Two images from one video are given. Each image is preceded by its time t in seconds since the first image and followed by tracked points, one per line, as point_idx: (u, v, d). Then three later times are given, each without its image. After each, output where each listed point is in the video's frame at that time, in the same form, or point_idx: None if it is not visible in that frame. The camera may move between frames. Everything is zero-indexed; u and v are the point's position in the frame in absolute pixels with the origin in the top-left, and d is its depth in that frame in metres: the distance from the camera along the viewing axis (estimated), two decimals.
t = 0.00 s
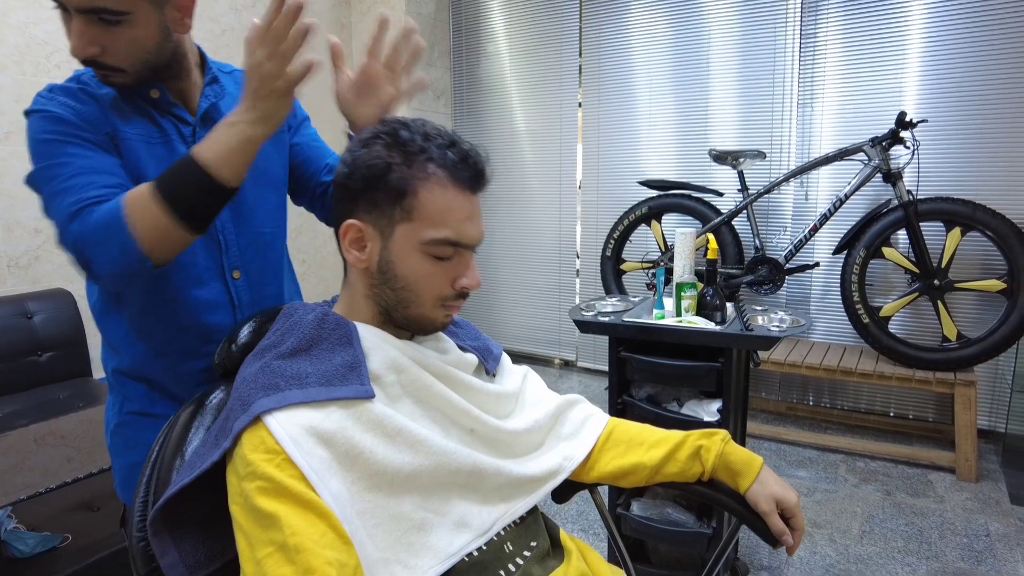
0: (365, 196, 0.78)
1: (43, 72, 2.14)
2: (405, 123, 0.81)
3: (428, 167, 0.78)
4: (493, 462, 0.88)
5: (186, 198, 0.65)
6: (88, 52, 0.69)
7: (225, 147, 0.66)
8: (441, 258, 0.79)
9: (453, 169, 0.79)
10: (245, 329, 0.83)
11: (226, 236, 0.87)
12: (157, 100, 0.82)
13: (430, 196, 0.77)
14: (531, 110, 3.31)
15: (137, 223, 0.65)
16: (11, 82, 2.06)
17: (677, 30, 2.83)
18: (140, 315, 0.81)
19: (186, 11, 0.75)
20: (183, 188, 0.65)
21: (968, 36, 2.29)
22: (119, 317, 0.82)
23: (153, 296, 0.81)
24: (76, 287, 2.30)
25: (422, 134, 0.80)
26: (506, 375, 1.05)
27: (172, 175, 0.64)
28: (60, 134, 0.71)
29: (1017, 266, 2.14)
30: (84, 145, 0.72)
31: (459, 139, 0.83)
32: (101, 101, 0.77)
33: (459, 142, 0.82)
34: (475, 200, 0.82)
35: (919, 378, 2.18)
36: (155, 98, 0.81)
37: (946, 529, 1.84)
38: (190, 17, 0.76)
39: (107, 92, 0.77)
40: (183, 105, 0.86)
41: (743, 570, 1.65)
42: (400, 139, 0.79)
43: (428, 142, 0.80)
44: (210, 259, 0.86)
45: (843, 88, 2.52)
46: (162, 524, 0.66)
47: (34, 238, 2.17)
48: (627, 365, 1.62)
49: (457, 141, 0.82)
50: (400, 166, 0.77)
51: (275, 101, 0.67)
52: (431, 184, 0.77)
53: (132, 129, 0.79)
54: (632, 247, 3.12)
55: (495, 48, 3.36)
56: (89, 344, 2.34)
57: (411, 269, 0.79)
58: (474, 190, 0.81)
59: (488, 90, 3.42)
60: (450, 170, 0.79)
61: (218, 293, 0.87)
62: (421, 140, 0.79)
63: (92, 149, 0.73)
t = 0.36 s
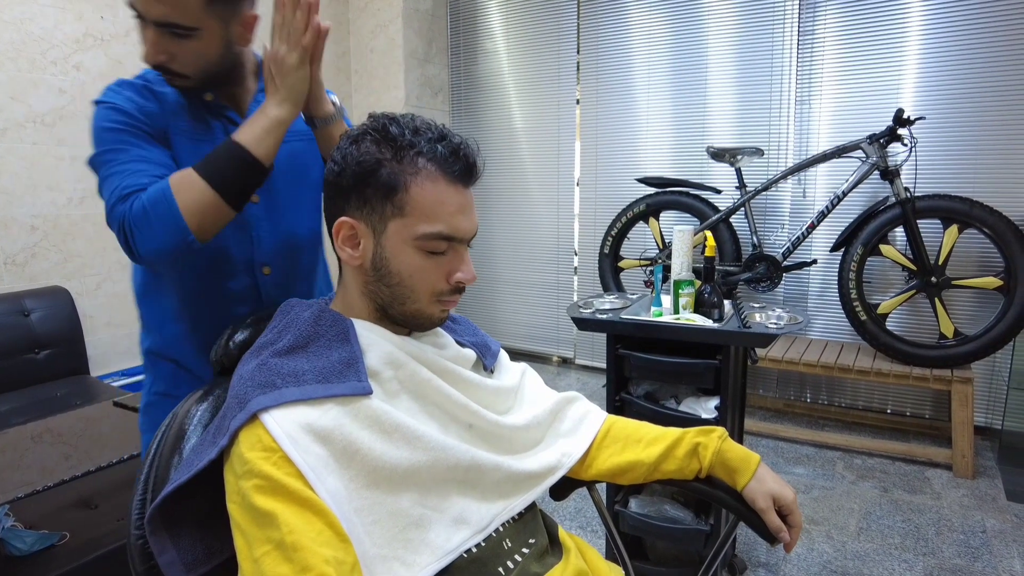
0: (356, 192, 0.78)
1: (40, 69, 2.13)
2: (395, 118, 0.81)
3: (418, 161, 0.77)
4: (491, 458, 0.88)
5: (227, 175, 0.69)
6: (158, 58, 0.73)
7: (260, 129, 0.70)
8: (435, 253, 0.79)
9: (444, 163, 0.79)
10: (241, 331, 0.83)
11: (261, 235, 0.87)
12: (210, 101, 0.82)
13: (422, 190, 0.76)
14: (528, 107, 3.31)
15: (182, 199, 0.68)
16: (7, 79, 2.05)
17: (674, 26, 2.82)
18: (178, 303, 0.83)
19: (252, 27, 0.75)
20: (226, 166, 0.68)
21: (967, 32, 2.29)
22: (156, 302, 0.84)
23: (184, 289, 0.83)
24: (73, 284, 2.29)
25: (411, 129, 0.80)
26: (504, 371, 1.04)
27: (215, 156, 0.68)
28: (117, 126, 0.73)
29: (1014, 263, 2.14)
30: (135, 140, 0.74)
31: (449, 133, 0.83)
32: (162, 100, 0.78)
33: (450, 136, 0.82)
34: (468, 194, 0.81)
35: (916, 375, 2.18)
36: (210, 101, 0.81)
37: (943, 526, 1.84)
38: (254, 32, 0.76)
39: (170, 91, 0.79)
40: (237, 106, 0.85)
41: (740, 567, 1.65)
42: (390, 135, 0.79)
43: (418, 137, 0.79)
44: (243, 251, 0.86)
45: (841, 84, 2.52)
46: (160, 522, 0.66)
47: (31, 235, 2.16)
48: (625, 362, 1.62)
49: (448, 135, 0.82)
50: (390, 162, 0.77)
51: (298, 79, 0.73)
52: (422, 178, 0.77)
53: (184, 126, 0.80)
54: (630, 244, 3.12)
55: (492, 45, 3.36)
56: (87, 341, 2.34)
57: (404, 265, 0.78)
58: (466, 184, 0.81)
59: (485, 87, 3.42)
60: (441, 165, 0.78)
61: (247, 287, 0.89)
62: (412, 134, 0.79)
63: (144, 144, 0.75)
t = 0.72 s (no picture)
0: (360, 193, 0.77)
1: (37, 68, 2.12)
2: (401, 120, 0.80)
3: (423, 164, 0.77)
4: (490, 457, 0.88)
5: (245, 213, 0.77)
6: (214, 63, 0.81)
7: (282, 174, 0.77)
8: (437, 255, 0.79)
9: (449, 167, 0.79)
10: (238, 330, 0.83)
11: (289, 236, 0.97)
12: (259, 108, 0.92)
13: (426, 194, 0.76)
14: (526, 107, 3.31)
15: (203, 224, 0.78)
16: (4, 79, 2.05)
17: (672, 26, 2.83)
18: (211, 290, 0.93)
19: (301, 39, 0.83)
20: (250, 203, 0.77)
21: (964, 33, 2.29)
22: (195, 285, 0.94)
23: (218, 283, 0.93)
24: (71, 284, 2.29)
25: (416, 131, 0.80)
26: (503, 370, 1.04)
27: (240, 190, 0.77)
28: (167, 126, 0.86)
29: (1011, 263, 2.15)
30: (182, 142, 0.86)
31: (455, 136, 0.83)
32: (213, 102, 0.90)
33: (455, 139, 0.81)
34: (471, 198, 0.81)
35: (914, 374, 2.18)
36: (258, 105, 0.91)
37: (940, 525, 1.85)
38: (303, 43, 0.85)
39: (222, 94, 0.90)
40: (282, 112, 0.95)
41: (738, 566, 1.66)
42: (395, 137, 0.78)
43: (423, 139, 0.79)
44: (272, 250, 0.96)
45: (839, 84, 2.53)
46: (158, 523, 0.66)
47: (27, 235, 2.16)
48: (623, 362, 1.62)
49: (453, 138, 0.82)
50: (395, 164, 0.76)
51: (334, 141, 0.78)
52: (427, 181, 0.77)
53: (227, 130, 0.90)
54: (628, 244, 3.12)
55: (490, 45, 3.36)
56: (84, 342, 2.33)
57: (407, 268, 0.78)
58: (470, 187, 0.81)
59: (483, 87, 3.42)
60: (446, 169, 0.78)
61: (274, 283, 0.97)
62: (417, 137, 0.79)
63: (187, 144, 0.87)
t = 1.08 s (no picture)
0: (360, 195, 0.77)
1: (34, 68, 2.12)
2: (404, 123, 0.80)
3: (425, 169, 0.77)
4: (487, 458, 0.88)
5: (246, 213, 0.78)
6: (213, 58, 0.83)
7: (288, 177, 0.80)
8: (436, 260, 0.79)
9: (451, 173, 0.79)
10: (235, 330, 0.83)
11: (295, 229, 0.99)
12: (259, 104, 0.95)
13: (427, 199, 0.76)
14: (524, 106, 3.31)
15: (205, 222, 0.80)
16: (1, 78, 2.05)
17: (670, 26, 2.83)
18: (223, 285, 0.97)
19: (297, 31, 0.87)
20: (251, 203, 0.78)
21: (961, 33, 2.30)
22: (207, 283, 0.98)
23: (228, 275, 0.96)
24: (68, 285, 2.28)
25: (420, 135, 0.79)
26: (501, 371, 1.04)
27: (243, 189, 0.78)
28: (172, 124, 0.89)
29: (1008, 263, 2.15)
30: (184, 138, 0.89)
31: (458, 141, 0.82)
32: (215, 100, 0.93)
33: (458, 144, 0.81)
34: (472, 203, 0.81)
35: (911, 374, 2.19)
36: (259, 102, 0.95)
37: (938, 524, 1.85)
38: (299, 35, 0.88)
39: (224, 93, 0.94)
40: (283, 109, 0.98)
41: (736, 566, 1.66)
42: (398, 140, 0.78)
43: (426, 143, 0.79)
44: (279, 246, 0.99)
45: (837, 84, 2.53)
46: (155, 524, 0.66)
47: (25, 235, 2.15)
48: (621, 362, 1.62)
49: (456, 143, 0.82)
50: (397, 168, 0.76)
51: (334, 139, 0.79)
52: (428, 186, 0.76)
53: (230, 125, 0.94)
54: (626, 244, 3.13)
55: (488, 45, 3.35)
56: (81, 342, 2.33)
57: (405, 271, 0.78)
58: (471, 193, 0.81)
59: (481, 87, 3.42)
60: (448, 174, 0.78)
61: (283, 277, 1.00)
62: (420, 141, 0.79)
63: (189, 140, 0.90)
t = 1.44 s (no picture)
0: (358, 191, 0.77)
1: (30, 67, 2.11)
2: (400, 120, 0.80)
3: (423, 165, 0.77)
4: (485, 458, 0.88)
5: (244, 227, 0.79)
6: (187, 63, 0.84)
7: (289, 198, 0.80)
8: (434, 256, 0.79)
9: (447, 169, 0.79)
10: (232, 331, 0.83)
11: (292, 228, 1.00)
12: (237, 104, 0.96)
13: (424, 195, 0.76)
14: (523, 107, 3.31)
15: (205, 235, 0.80)
16: None
17: (668, 26, 2.83)
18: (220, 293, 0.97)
19: (267, 25, 0.88)
20: (250, 217, 0.79)
21: (957, 33, 2.30)
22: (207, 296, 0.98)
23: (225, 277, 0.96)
24: (65, 285, 2.28)
25: (416, 131, 0.79)
26: (498, 372, 1.04)
27: (243, 203, 0.79)
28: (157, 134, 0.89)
29: (1005, 263, 2.15)
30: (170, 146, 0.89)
31: (454, 138, 0.83)
32: (193, 106, 0.93)
33: (454, 141, 0.81)
34: (469, 200, 0.81)
35: (908, 373, 2.20)
36: (238, 102, 0.96)
37: (935, 524, 1.86)
38: (270, 30, 0.89)
39: (201, 98, 0.94)
40: (264, 107, 0.99)
41: (733, 566, 1.66)
42: (395, 136, 0.78)
43: (423, 140, 0.79)
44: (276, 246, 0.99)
45: (834, 84, 2.53)
46: (152, 524, 0.66)
47: (21, 235, 2.15)
48: (619, 362, 1.62)
49: (452, 139, 0.82)
50: (394, 164, 0.76)
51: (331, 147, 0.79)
52: (426, 182, 0.76)
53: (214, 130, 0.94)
54: (623, 245, 3.13)
55: (486, 45, 3.35)
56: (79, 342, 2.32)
57: (402, 267, 0.78)
58: (468, 189, 0.81)
59: (479, 87, 3.42)
60: (445, 170, 0.78)
61: (283, 277, 1.00)
62: (417, 138, 0.79)
63: (175, 148, 0.90)
